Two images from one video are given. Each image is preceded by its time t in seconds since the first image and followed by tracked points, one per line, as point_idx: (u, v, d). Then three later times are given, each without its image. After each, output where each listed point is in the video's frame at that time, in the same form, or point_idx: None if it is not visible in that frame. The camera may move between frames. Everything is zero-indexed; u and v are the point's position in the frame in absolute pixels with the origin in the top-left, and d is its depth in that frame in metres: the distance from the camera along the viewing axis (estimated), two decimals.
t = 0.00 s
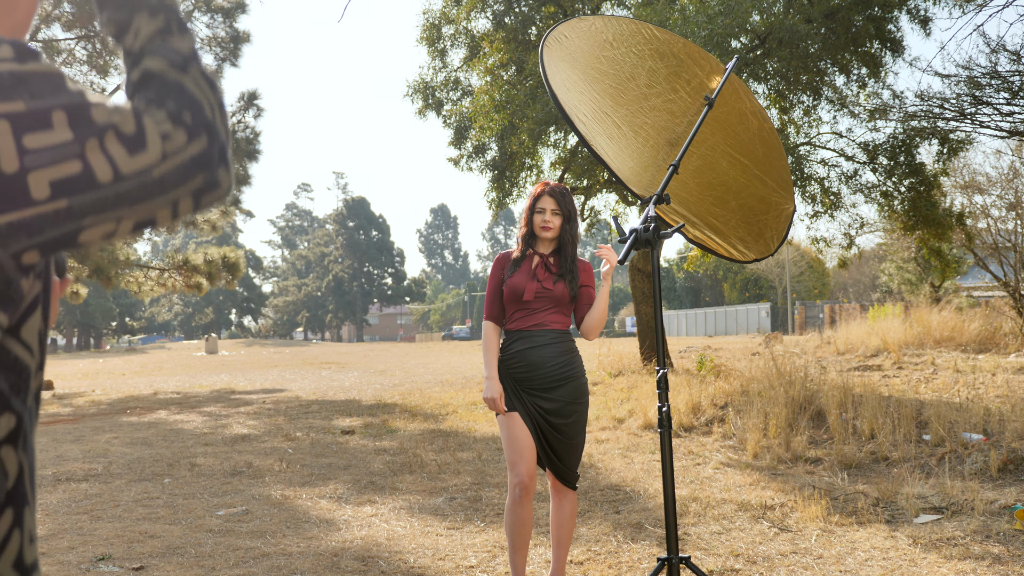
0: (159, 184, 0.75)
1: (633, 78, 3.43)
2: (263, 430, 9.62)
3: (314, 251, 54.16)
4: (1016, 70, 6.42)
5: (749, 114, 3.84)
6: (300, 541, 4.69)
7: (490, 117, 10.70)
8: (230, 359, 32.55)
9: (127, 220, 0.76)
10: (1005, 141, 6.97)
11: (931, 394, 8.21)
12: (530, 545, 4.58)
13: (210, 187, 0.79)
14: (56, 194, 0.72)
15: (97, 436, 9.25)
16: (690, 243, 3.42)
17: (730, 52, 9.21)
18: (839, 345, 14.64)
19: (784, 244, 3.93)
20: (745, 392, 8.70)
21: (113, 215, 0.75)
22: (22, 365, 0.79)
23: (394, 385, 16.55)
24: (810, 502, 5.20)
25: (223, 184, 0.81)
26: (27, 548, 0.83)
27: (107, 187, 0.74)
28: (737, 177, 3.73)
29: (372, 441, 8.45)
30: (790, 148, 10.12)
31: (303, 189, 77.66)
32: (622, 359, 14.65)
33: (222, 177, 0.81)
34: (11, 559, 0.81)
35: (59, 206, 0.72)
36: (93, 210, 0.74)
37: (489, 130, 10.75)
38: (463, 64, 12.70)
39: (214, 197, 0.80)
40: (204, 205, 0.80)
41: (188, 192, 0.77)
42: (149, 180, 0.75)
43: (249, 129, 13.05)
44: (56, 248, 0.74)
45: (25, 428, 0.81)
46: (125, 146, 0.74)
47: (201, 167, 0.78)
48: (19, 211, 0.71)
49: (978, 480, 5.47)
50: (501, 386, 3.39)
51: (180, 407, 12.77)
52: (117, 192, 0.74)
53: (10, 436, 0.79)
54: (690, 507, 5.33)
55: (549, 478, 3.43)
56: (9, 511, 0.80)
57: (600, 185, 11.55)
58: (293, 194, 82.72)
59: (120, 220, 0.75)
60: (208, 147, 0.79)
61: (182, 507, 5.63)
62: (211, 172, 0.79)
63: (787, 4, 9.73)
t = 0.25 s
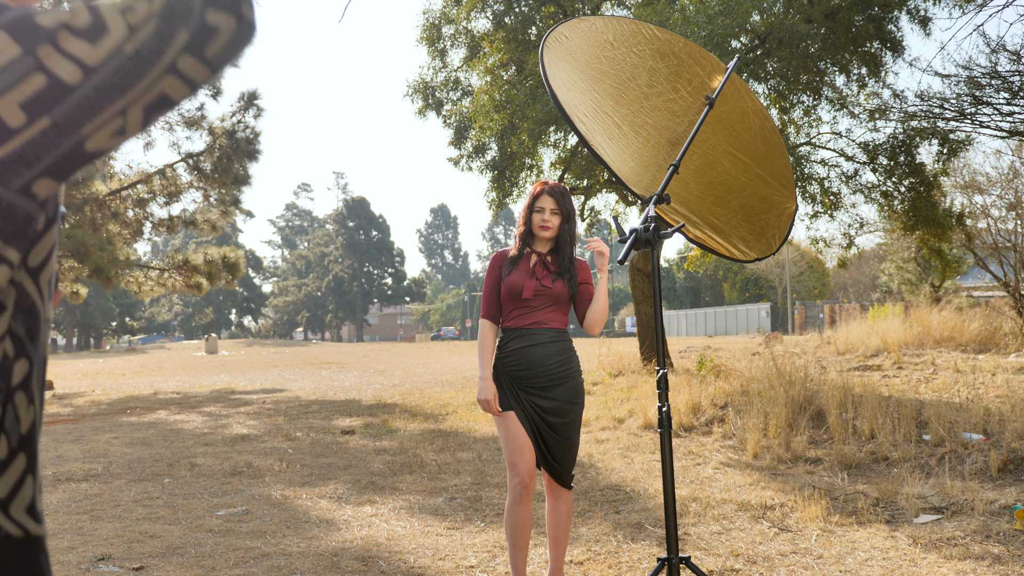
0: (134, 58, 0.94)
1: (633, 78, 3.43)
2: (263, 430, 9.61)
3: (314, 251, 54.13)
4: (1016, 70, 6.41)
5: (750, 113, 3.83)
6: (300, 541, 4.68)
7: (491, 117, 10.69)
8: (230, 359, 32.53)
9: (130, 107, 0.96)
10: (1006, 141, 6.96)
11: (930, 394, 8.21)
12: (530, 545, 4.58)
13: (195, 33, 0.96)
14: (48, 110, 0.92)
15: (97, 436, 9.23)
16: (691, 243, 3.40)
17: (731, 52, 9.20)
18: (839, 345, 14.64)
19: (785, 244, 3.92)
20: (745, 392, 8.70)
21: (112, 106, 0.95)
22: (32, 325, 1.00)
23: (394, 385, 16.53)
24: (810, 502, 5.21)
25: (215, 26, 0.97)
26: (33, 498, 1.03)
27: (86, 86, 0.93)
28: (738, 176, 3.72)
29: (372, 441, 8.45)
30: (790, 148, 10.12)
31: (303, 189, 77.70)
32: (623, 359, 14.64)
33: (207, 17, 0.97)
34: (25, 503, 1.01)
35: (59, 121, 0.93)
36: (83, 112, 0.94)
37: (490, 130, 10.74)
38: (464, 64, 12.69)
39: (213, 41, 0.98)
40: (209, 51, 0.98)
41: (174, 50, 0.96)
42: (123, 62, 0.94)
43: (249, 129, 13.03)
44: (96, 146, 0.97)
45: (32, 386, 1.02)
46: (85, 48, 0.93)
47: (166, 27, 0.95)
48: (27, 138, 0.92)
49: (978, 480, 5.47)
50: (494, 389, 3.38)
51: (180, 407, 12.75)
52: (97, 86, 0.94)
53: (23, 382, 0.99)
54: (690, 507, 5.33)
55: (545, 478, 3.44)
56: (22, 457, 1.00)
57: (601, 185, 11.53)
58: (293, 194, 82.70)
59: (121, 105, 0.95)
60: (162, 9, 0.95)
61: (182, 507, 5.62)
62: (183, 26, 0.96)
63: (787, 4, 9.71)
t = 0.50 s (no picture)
0: None
1: (633, 78, 3.43)
2: (263, 430, 9.62)
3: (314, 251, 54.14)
4: (1016, 70, 6.42)
5: (750, 113, 3.84)
6: (300, 541, 4.68)
7: (490, 117, 10.70)
8: (230, 359, 32.58)
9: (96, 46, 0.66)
10: (1006, 141, 6.96)
11: (931, 394, 8.21)
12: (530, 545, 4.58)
13: None
14: None
15: (97, 436, 9.24)
16: (690, 243, 3.40)
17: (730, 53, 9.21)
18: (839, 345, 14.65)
19: (785, 244, 3.92)
20: (745, 392, 8.71)
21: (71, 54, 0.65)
22: (32, 287, 0.68)
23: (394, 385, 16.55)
24: (810, 502, 5.20)
25: None
26: (34, 470, 0.72)
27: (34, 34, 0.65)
28: (738, 176, 3.73)
29: (372, 441, 8.45)
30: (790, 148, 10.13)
31: (304, 189, 77.75)
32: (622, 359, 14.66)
33: None
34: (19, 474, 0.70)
35: (12, 73, 0.64)
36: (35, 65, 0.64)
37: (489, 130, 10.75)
38: (463, 64, 12.70)
39: None
40: None
41: None
42: None
43: (249, 129, 13.06)
44: (70, 102, 0.68)
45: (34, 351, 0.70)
46: None
47: None
48: None
49: (978, 480, 5.46)
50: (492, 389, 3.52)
51: (180, 407, 12.77)
52: (49, 30, 0.64)
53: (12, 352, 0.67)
54: (690, 507, 5.33)
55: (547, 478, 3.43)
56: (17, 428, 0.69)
57: (600, 185, 11.55)
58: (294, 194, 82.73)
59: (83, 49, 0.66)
60: None
61: (182, 507, 5.63)
62: None
63: (787, 4, 9.70)
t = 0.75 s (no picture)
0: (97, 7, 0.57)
1: (634, 77, 3.43)
2: (263, 430, 9.62)
3: (314, 251, 54.14)
4: (1016, 71, 6.42)
5: (751, 113, 3.84)
6: (300, 541, 4.68)
7: (490, 117, 10.70)
8: (230, 359, 32.59)
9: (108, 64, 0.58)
10: (1006, 141, 6.96)
11: (931, 394, 8.21)
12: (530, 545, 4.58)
13: None
14: (1, 74, 0.57)
15: (96, 436, 9.24)
16: (690, 243, 3.40)
17: (730, 53, 9.21)
18: (839, 345, 14.66)
19: (785, 243, 3.92)
20: (745, 392, 8.71)
21: (81, 70, 0.58)
22: (43, 294, 0.65)
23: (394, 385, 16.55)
24: (810, 502, 5.20)
25: None
26: (43, 483, 0.68)
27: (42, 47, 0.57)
28: (738, 176, 3.73)
29: (372, 441, 8.45)
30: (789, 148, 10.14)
31: (303, 189, 77.79)
32: (622, 359, 14.67)
33: None
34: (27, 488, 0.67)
35: (20, 84, 0.57)
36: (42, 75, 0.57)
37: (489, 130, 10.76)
38: (463, 64, 12.70)
39: None
40: None
41: None
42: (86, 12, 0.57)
43: (249, 129, 13.06)
44: (79, 118, 0.61)
45: (49, 359, 0.67)
46: None
47: None
48: None
49: (978, 480, 5.46)
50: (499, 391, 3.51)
51: (180, 407, 12.78)
52: (61, 43, 0.57)
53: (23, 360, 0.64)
54: (690, 507, 5.33)
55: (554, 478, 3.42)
56: (26, 441, 0.66)
57: (600, 185, 11.55)
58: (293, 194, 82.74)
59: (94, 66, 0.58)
60: None
61: (182, 507, 5.63)
62: None
63: (787, 4, 9.71)
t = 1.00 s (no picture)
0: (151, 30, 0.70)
1: (633, 78, 3.44)
2: (263, 430, 9.62)
3: (314, 251, 54.14)
4: (1016, 71, 6.41)
5: (749, 113, 3.84)
6: (300, 541, 4.68)
7: (490, 117, 10.70)
8: (230, 359, 32.60)
9: (159, 83, 0.73)
10: (1005, 141, 6.96)
11: (931, 394, 8.21)
12: (530, 546, 4.58)
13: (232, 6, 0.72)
14: (54, 86, 0.70)
15: (97, 436, 9.24)
16: (690, 243, 3.41)
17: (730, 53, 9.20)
18: (839, 346, 14.67)
19: (785, 244, 3.92)
20: (745, 392, 8.71)
21: (132, 88, 0.72)
22: (76, 303, 0.78)
23: (394, 385, 16.55)
24: (810, 502, 5.20)
25: None
26: (73, 490, 0.82)
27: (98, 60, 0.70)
28: (737, 176, 3.73)
29: (372, 441, 8.45)
30: (790, 148, 10.14)
31: (303, 189, 77.81)
32: (622, 359, 14.67)
33: None
34: (59, 497, 0.80)
35: (71, 97, 0.71)
36: (95, 92, 0.71)
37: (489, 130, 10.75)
38: (463, 64, 12.69)
39: (257, 13, 0.73)
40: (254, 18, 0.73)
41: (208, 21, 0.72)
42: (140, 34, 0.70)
43: (249, 129, 13.03)
44: (120, 128, 0.75)
45: (77, 370, 0.80)
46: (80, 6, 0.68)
47: None
48: (38, 116, 0.71)
49: (978, 480, 5.46)
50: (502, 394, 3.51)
51: (180, 407, 12.77)
52: (115, 61, 0.70)
53: (58, 365, 0.77)
54: (690, 507, 5.33)
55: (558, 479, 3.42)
56: (58, 448, 0.80)
57: (600, 185, 11.54)
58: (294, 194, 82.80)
59: (146, 85, 0.72)
60: None
61: (182, 507, 5.63)
62: None
63: (787, 4, 9.70)
